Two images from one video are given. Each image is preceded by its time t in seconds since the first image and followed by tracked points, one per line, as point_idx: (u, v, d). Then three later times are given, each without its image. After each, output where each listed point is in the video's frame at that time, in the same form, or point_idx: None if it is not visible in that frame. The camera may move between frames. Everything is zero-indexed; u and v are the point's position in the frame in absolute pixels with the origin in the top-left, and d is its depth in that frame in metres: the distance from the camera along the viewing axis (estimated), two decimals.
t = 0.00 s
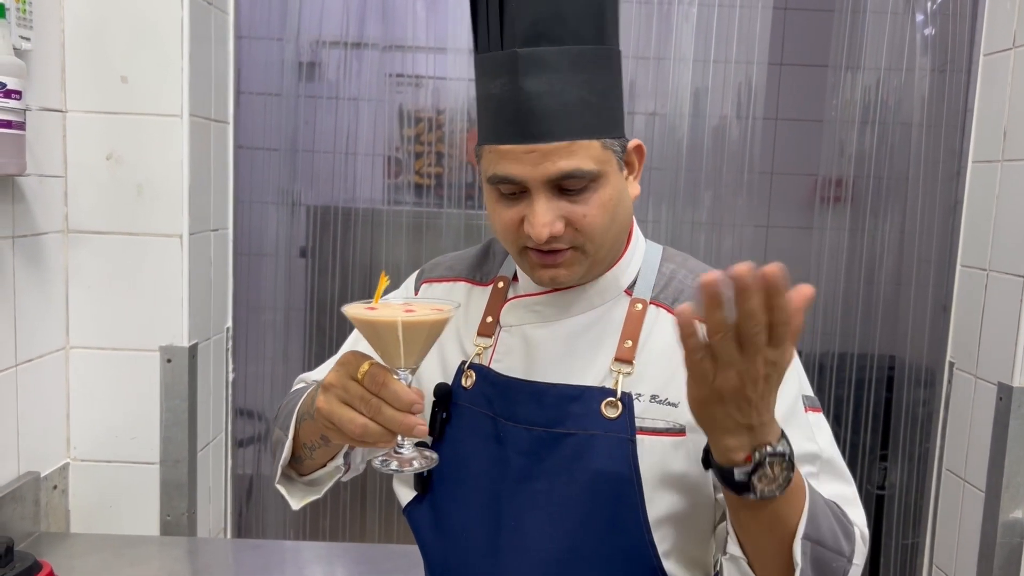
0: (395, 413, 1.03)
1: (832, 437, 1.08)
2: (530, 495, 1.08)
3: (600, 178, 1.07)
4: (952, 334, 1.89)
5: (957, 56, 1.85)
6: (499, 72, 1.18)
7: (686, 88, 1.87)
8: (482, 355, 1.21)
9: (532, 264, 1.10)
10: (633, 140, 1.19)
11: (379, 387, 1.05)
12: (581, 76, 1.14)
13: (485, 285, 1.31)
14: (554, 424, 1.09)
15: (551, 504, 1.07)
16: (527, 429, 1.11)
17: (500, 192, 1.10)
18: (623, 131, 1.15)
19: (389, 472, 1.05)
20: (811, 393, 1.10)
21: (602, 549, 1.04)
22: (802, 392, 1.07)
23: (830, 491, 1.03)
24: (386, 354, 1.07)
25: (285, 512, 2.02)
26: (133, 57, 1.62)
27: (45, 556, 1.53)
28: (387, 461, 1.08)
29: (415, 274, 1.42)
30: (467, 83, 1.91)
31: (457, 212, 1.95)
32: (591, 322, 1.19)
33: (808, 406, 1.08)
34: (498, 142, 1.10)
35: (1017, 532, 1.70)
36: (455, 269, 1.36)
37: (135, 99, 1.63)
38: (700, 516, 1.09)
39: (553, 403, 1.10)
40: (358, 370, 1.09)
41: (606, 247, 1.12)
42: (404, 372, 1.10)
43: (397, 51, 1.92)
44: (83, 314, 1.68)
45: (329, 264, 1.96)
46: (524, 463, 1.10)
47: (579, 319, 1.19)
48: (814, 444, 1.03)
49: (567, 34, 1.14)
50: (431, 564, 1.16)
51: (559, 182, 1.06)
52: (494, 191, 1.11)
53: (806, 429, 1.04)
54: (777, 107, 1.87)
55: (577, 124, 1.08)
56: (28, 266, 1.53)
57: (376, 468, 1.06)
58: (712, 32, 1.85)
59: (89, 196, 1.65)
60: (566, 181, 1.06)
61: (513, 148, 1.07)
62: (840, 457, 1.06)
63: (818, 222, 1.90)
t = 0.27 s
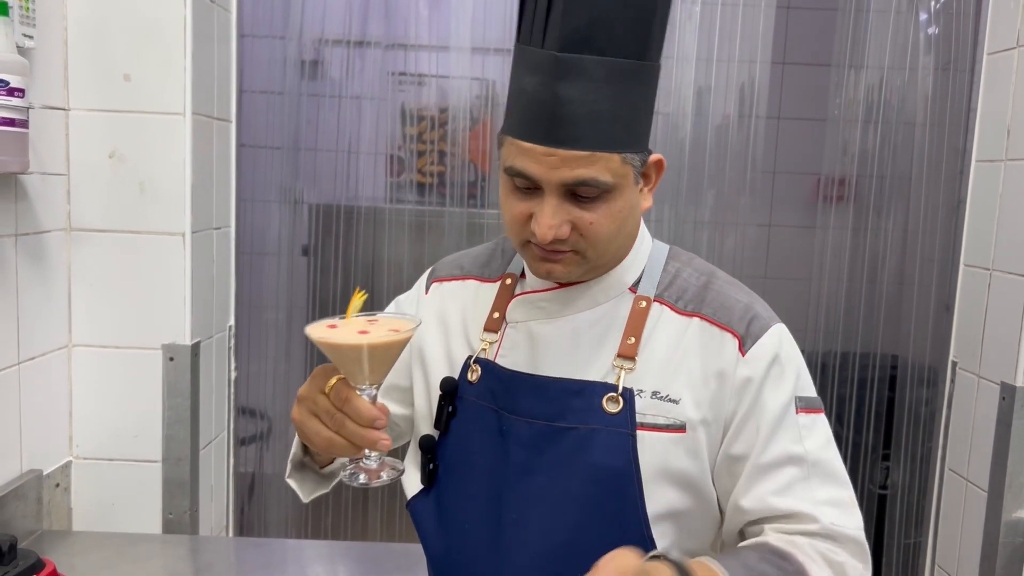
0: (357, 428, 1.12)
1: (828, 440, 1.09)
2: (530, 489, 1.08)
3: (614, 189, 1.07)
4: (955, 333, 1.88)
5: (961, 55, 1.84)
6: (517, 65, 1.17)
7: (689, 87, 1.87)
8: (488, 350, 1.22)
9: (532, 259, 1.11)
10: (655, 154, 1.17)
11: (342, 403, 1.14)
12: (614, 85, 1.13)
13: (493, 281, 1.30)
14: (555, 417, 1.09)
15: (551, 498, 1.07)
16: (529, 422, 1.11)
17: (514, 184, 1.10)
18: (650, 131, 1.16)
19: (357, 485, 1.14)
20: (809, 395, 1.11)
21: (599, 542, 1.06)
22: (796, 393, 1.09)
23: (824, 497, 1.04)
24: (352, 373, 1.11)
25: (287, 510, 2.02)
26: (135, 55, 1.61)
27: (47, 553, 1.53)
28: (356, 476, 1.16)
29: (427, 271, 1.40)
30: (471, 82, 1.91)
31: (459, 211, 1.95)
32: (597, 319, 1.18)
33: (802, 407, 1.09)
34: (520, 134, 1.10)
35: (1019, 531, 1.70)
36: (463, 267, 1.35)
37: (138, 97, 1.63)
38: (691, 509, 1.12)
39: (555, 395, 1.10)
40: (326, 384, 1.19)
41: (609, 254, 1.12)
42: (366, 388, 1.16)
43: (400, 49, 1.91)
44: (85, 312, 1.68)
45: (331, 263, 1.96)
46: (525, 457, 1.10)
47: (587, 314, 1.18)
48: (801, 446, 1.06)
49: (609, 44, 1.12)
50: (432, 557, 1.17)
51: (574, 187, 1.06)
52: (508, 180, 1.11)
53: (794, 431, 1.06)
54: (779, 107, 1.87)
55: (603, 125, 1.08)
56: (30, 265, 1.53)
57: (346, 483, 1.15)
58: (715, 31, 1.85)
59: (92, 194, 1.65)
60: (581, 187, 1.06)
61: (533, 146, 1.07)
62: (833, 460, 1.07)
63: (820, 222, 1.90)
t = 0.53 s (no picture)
0: (350, 434, 1.17)
1: (813, 439, 1.09)
2: (529, 482, 1.08)
3: (621, 178, 1.07)
4: (958, 332, 1.89)
5: (964, 53, 1.84)
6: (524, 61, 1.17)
7: (692, 85, 1.86)
8: (493, 344, 1.21)
9: (540, 253, 1.10)
10: (658, 145, 1.16)
11: (336, 409, 1.19)
12: (619, 75, 1.13)
13: (500, 276, 1.30)
14: (553, 409, 1.09)
15: (550, 490, 1.07)
16: (528, 414, 1.11)
17: (521, 177, 1.10)
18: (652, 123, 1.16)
19: (351, 489, 1.20)
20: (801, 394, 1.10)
21: (600, 533, 1.06)
22: (785, 391, 1.08)
23: (798, 495, 1.04)
24: (345, 382, 1.14)
25: (288, 507, 2.02)
26: (137, 52, 1.61)
27: (48, 551, 1.53)
28: (349, 481, 1.22)
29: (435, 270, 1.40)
30: (473, 79, 1.91)
31: (461, 209, 1.95)
32: (598, 313, 1.17)
33: (790, 406, 1.08)
34: (527, 126, 1.10)
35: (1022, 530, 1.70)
36: (470, 263, 1.35)
37: (139, 94, 1.62)
38: (690, 503, 1.12)
39: (554, 387, 1.10)
40: (323, 389, 1.23)
41: (616, 246, 1.12)
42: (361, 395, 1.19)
43: (401, 47, 1.91)
44: (87, 309, 1.68)
45: (332, 260, 1.96)
46: (525, 448, 1.10)
47: (589, 308, 1.18)
48: (783, 444, 1.06)
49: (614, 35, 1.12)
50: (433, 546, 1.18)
51: (581, 176, 1.05)
52: (516, 173, 1.11)
53: (778, 428, 1.06)
54: (782, 105, 1.87)
55: (608, 121, 1.07)
56: (31, 262, 1.52)
57: (339, 486, 1.21)
58: (718, 29, 1.85)
59: (93, 191, 1.64)
60: (588, 177, 1.06)
61: (540, 136, 1.07)
62: (814, 458, 1.07)
63: (823, 220, 1.90)
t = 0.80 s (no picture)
0: (351, 432, 1.17)
1: (815, 423, 1.08)
2: (529, 476, 1.08)
3: (636, 147, 1.10)
4: (961, 330, 1.88)
5: (967, 51, 1.83)
6: (529, 56, 1.17)
7: (694, 82, 1.86)
8: (493, 340, 1.21)
9: (566, 234, 1.09)
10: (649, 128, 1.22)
11: (336, 408, 1.19)
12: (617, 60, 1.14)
13: (498, 274, 1.30)
14: (553, 405, 1.09)
15: (550, 485, 1.07)
16: (528, 409, 1.10)
17: (537, 162, 1.10)
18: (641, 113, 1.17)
19: (353, 487, 1.20)
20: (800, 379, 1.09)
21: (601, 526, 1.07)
22: (784, 377, 1.07)
23: (802, 480, 1.04)
24: (345, 381, 1.14)
25: (288, 505, 2.01)
26: (138, 49, 1.61)
27: (49, 548, 1.52)
28: (351, 479, 1.21)
29: (434, 271, 1.41)
30: (475, 76, 1.90)
31: (462, 207, 1.95)
32: (596, 310, 1.17)
33: (789, 392, 1.07)
34: (537, 111, 1.11)
35: None
36: (469, 262, 1.35)
37: (140, 91, 1.62)
38: (690, 498, 1.12)
39: (554, 382, 1.09)
40: (323, 387, 1.22)
41: (636, 221, 1.12)
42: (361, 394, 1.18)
43: (403, 44, 1.90)
44: (87, 306, 1.67)
45: (333, 258, 1.96)
46: (525, 443, 1.09)
47: (587, 304, 1.17)
48: (784, 430, 1.05)
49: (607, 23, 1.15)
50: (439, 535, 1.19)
51: (602, 145, 1.07)
52: (530, 160, 1.11)
53: (778, 415, 1.05)
54: (784, 103, 1.86)
55: (604, 114, 1.08)
56: (32, 259, 1.52)
57: (340, 484, 1.20)
58: (720, 26, 1.84)
59: (94, 188, 1.64)
60: (608, 146, 1.08)
61: (555, 114, 1.08)
62: (817, 442, 1.06)
63: (825, 218, 1.89)
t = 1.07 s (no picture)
0: (350, 427, 1.17)
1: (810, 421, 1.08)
2: (530, 470, 1.08)
3: (633, 142, 1.09)
4: (963, 329, 1.88)
5: (970, 49, 1.83)
6: (532, 51, 1.16)
7: (696, 80, 1.85)
8: (494, 337, 1.21)
9: (563, 229, 1.09)
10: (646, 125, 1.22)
11: (336, 404, 1.18)
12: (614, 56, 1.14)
13: (499, 271, 1.29)
14: (555, 399, 1.09)
15: (552, 479, 1.07)
16: (530, 403, 1.10)
17: (534, 157, 1.10)
18: (640, 109, 1.17)
19: (354, 481, 1.18)
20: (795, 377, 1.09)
21: (603, 519, 1.07)
22: (781, 375, 1.06)
23: (796, 477, 1.04)
24: (346, 378, 1.13)
25: (289, 502, 2.01)
26: (140, 46, 1.60)
27: (50, 545, 1.52)
28: (351, 474, 1.20)
29: (435, 269, 1.40)
30: (476, 74, 1.90)
31: (464, 205, 1.94)
32: (598, 305, 1.17)
33: (785, 389, 1.07)
34: (534, 106, 1.11)
35: None
36: (469, 260, 1.35)
37: (142, 88, 1.62)
38: (691, 494, 1.12)
39: (555, 377, 1.09)
40: (324, 383, 1.22)
41: (633, 216, 1.12)
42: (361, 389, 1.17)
43: (404, 41, 1.90)
44: (88, 303, 1.67)
45: (334, 255, 1.95)
46: (527, 437, 1.09)
47: (588, 299, 1.17)
48: (779, 427, 1.05)
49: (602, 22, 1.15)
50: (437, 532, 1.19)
51: (598, 140, 1.07)
52: (527, 155, 1.11)
53: (775, 411, 1.05)
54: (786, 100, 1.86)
55: (606, 110, 1.08)
56: (34, 255, 1.52)
57: (339, 478, 1.20)
58: (723, 23, 1.84)
59: (95, 185, 1.64)
60: (604, 141, 1.08)
61: (552, 108, 1.08)
62: (812, 440, 1.06)
63: (827, 216, 1.89)
